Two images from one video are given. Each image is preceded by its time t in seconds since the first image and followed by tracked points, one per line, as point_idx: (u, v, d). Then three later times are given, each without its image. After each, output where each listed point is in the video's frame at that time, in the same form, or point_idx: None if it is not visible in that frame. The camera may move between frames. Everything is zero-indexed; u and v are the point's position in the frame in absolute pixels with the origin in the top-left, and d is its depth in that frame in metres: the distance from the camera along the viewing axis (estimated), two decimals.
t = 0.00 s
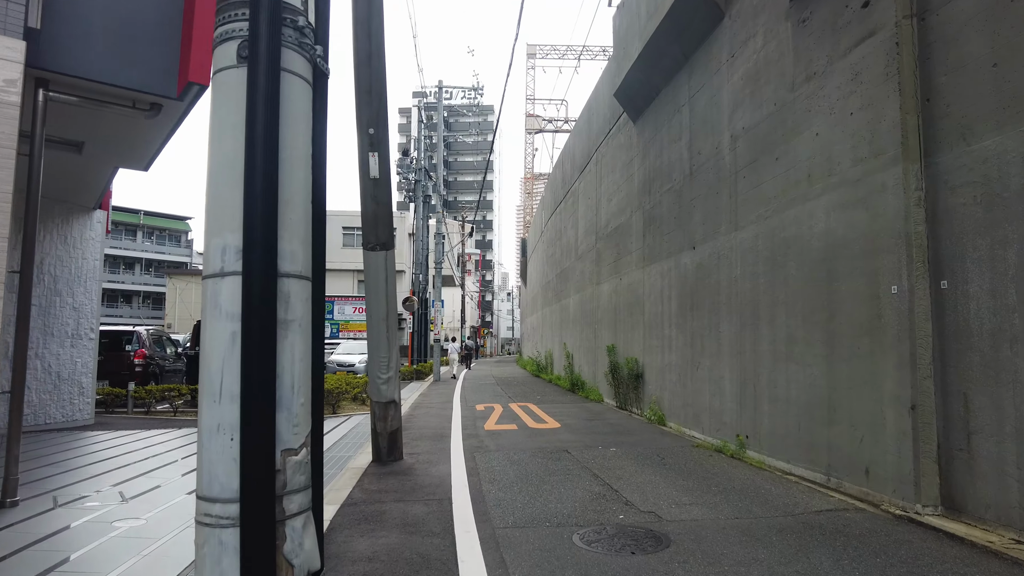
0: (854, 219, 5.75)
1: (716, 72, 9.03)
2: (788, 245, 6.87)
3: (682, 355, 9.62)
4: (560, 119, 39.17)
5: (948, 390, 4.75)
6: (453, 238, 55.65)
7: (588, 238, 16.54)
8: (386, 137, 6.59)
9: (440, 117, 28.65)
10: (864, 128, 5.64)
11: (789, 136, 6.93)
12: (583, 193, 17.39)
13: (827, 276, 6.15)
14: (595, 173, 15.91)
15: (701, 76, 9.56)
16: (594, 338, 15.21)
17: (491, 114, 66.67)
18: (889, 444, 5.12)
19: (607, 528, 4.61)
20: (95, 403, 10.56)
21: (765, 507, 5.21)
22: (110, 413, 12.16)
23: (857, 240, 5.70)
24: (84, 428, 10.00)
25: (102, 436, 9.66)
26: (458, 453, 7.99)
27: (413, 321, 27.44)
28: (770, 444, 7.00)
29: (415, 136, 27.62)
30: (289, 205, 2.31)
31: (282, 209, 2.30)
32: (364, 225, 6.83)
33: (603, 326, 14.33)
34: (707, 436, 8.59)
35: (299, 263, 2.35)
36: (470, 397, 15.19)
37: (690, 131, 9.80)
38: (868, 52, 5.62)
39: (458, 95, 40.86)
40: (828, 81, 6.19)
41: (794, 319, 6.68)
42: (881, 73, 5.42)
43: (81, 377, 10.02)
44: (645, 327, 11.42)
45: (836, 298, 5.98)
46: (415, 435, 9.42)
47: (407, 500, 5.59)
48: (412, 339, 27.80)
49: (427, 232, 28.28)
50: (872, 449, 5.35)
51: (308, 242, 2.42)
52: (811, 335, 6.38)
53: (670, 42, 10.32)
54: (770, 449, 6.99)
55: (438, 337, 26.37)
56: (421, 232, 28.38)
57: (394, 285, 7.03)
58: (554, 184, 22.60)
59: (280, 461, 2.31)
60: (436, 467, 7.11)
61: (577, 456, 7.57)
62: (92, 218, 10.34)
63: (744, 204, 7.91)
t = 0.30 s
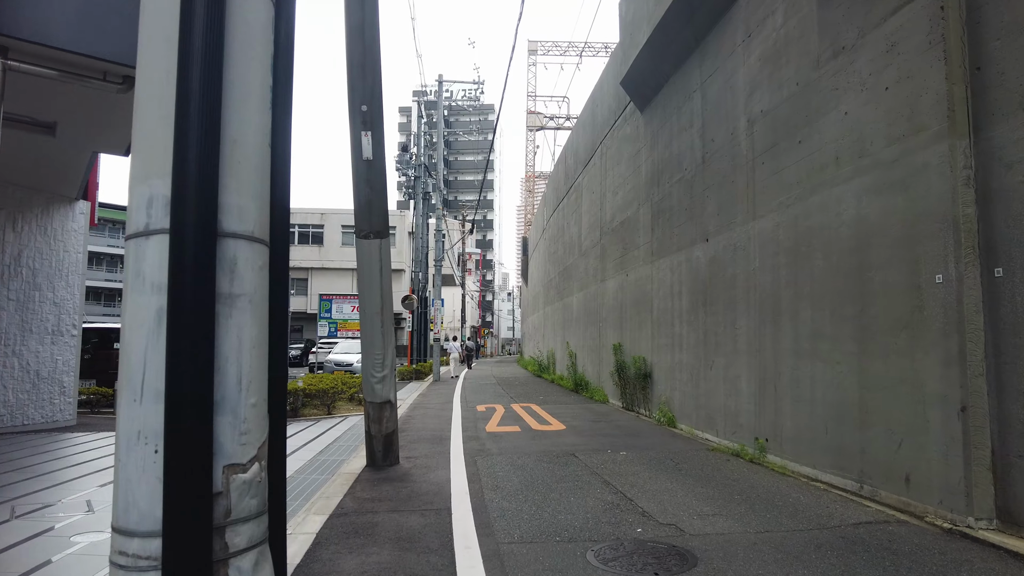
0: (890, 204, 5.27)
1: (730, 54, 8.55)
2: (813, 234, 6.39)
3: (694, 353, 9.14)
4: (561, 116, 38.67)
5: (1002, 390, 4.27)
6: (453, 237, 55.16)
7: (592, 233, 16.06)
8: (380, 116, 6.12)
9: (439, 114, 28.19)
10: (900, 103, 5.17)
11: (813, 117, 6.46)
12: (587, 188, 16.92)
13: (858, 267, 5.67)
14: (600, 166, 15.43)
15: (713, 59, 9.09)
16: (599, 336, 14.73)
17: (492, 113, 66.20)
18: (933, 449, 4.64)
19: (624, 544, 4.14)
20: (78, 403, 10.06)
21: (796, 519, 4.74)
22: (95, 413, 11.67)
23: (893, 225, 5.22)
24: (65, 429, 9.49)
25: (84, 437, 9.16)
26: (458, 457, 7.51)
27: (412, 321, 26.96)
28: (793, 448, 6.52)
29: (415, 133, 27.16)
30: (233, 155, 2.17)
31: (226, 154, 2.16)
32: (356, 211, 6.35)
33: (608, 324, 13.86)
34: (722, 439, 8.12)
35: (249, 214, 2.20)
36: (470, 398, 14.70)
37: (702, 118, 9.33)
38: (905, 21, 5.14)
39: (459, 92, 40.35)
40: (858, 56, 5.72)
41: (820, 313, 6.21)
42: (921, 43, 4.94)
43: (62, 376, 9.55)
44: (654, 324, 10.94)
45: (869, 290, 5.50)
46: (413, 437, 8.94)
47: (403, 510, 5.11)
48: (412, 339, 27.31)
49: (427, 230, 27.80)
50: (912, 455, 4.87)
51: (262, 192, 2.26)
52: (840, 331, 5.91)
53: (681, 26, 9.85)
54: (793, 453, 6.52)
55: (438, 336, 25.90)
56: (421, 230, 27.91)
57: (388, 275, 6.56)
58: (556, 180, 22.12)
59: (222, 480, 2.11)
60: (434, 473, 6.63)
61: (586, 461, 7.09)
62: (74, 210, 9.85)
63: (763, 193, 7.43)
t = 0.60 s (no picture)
0: (926, 193, 4.79)
1: (744, 38, 8.06)
2: (836, 227, 5.91)
3: (703, 355, 8.68)
4: (562, 113, 38.20)
5: None
6: (453, 236, 54.70)
7: (594, 230, 15.62)
8: (367, 97, 5.65)
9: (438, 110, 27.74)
10: (938, 82, 4.70)
11: (836, 101, 5.97)
12: (588, 185, 16.45)
13: (888, 262, 5.20)
14: (602, 161, 14.97)
15: (725, 45, 8.61)
16: (601, 337, 14.27)
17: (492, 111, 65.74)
18: (978, 464, 4.17)
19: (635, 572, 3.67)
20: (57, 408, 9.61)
21: (825, 541, 4.26)
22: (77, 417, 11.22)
23: (930, 216, 4.74)
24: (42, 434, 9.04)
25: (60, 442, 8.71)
26: (453, 466, 7.04)
27: (411, 320, 26.51)
28: (813, 458, 6.04)
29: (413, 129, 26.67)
30: (102, 84, 1.57)
31: (94, 82, 1.56)
32: (341, 203, 5.88)
33: (611, 324, 13.40)
34: (734, 447, 7.64)
35: (132, 168, 1.59)
36: (468, 400, 14.23)
37: (712, 107, 8.86)
38: None
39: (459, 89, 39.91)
40: (889, 32, 5.24)
41: (844, 313, 5.73)
42: (963, 14, 4.47)
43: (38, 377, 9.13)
44: (659, 324, 10.47)
45: (900, 288, 5.03)
46: (407, 444, 8.48)
47: (389, 529, 4.64)
48: (410, 339, 26.86)
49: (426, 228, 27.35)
50: (952, 470, 4.39)
51: (154, 139, 1.66)
52: (866, 332, 5.43)
53: (690, 11, 9.39)
54: (813, 464, 6.04)
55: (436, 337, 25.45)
56: (420, 228, 27.48)
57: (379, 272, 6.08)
58: (557, 177, 21.67)
59: (74, 554, 1.50)
60: (426, 484, 6.15)
61: (589, 471, 6.62)
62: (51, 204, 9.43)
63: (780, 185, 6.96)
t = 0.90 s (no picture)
0: (967, 171, 4.31)
1: (755, 14, 7.57)
2: (861, 213, 5.43)
3: (712, 353, 8.19)
4: (561, 110, 37.74)
5: None
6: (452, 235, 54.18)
7: (595, 225, 15.14)
8: (345, 66, 5.20)
9: (435, 105, 27.26)
10: (982, 46, 4.21)
11: (859, 74, 5.48)
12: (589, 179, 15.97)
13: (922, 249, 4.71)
14: (603, 153, 14.49)
15: (734, 23, 8.13)
16: (603, 335, 13.78)
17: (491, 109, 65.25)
18: None
19: None
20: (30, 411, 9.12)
21: (859, 562, 3.77)
22: (55, 420, 10.70)
23: (972, 196, 4.26)
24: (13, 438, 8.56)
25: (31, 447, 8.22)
26: (446, 472, 6.55)
27: (408, 319, 26.03)
28: (835, 464, 5.55)
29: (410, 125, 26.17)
30: None
31: None
32: (320, 185, 5.40)
33: (613, 322, 12.92)
34: (747, 451, 7.15)
35: None
36: (466, 401, 13.75)
37: (721, 90, 8.38)
38: None
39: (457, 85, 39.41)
40: None
41: (870, 306, 5.24)
42: None
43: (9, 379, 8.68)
44: (664, 321, 10.00)
45: (937, 276, 4.54)
46: (398, 448, 7.99)
47: (371, 547, 4.16)
48: (407, 338, 26.38)
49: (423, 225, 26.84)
50: (1001, 480, 3.91)
51: None
52: (896, 326, 4.95)
53: None
54: (835, 471, 5.56)
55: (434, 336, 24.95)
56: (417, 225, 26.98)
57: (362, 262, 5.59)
58: (556, 172, 21.19)
59: None
60: (415, 493, 5.66)
61: (593, 478, 6.12)
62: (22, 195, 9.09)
63: (796, 169, 6.47)
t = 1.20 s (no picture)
0: None
1: None
2: (897, 201, 4.99)
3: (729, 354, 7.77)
4: (562, 107, 37.30)
5: None
6: (451, 234, 53.75)
7: (599, 222, 14.73)
8: (338, 40, 4.80)
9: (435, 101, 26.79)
10: None
11: (893, 52, 5.06)
12: (594, 174, 15.53)
13: (971, 239, 4.28)
14: (608, 148, 14.08)
15: (751, 5, 7.70)
16: (608, 335, 13.36)
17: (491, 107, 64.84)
18: None
19: None
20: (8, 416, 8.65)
21: None
22: (39, 423, 10.25)
23: None
24: None
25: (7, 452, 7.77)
26: (447, 481, 6.12)
27: (408, 319, 25.57)
28: (869, 474, 5.13)
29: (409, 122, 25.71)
30: None
31: None
32: (309, 170, 4.97)
33: (619, 322, 12.50)
34: (768, 458, 6.72)
35: None
36: (467, 403, 13.32)
37: (737, 76, 7.95)
38: None
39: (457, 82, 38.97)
40: None
41: (910, 303, 4.81)
42: None
43: None
44: (674, 320, 9.58)
45: (989, 269, 4.11)
46: (396, 454, 7.56)
47: (364, 570, 3.73)
48: (407, 338, 25.94)
49: (423, 223, 26.42)
50: None
51: None
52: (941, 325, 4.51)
53: None
54: (870, 481, 5.12)
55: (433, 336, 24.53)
56: (416, 223, 26.58)
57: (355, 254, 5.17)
58: (559, 169, 20.75)
59: None
60: (414, 505, 5.23)
61: (605, 488, 5.70)
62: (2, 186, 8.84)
63: (822, 157, 6.05)
